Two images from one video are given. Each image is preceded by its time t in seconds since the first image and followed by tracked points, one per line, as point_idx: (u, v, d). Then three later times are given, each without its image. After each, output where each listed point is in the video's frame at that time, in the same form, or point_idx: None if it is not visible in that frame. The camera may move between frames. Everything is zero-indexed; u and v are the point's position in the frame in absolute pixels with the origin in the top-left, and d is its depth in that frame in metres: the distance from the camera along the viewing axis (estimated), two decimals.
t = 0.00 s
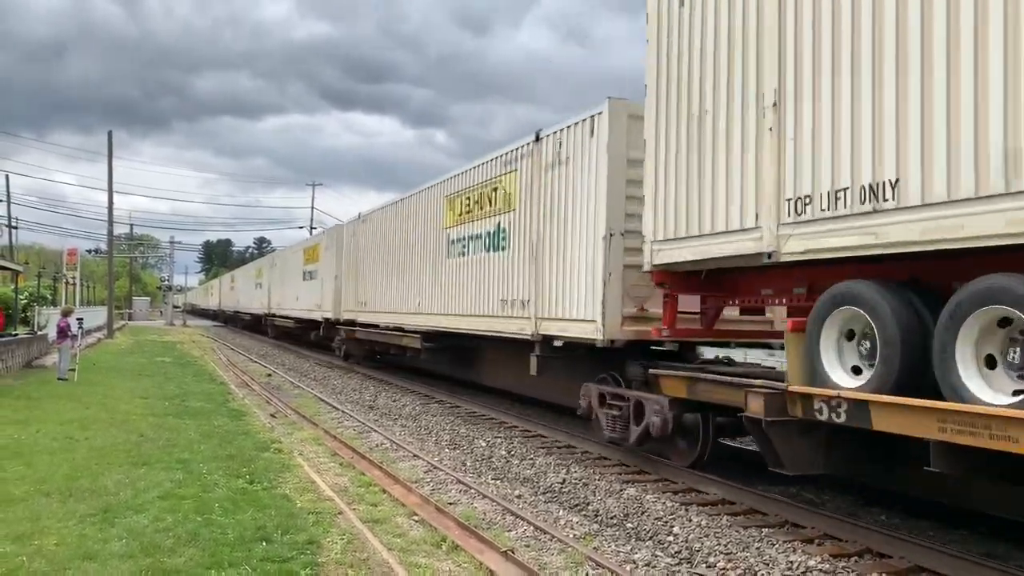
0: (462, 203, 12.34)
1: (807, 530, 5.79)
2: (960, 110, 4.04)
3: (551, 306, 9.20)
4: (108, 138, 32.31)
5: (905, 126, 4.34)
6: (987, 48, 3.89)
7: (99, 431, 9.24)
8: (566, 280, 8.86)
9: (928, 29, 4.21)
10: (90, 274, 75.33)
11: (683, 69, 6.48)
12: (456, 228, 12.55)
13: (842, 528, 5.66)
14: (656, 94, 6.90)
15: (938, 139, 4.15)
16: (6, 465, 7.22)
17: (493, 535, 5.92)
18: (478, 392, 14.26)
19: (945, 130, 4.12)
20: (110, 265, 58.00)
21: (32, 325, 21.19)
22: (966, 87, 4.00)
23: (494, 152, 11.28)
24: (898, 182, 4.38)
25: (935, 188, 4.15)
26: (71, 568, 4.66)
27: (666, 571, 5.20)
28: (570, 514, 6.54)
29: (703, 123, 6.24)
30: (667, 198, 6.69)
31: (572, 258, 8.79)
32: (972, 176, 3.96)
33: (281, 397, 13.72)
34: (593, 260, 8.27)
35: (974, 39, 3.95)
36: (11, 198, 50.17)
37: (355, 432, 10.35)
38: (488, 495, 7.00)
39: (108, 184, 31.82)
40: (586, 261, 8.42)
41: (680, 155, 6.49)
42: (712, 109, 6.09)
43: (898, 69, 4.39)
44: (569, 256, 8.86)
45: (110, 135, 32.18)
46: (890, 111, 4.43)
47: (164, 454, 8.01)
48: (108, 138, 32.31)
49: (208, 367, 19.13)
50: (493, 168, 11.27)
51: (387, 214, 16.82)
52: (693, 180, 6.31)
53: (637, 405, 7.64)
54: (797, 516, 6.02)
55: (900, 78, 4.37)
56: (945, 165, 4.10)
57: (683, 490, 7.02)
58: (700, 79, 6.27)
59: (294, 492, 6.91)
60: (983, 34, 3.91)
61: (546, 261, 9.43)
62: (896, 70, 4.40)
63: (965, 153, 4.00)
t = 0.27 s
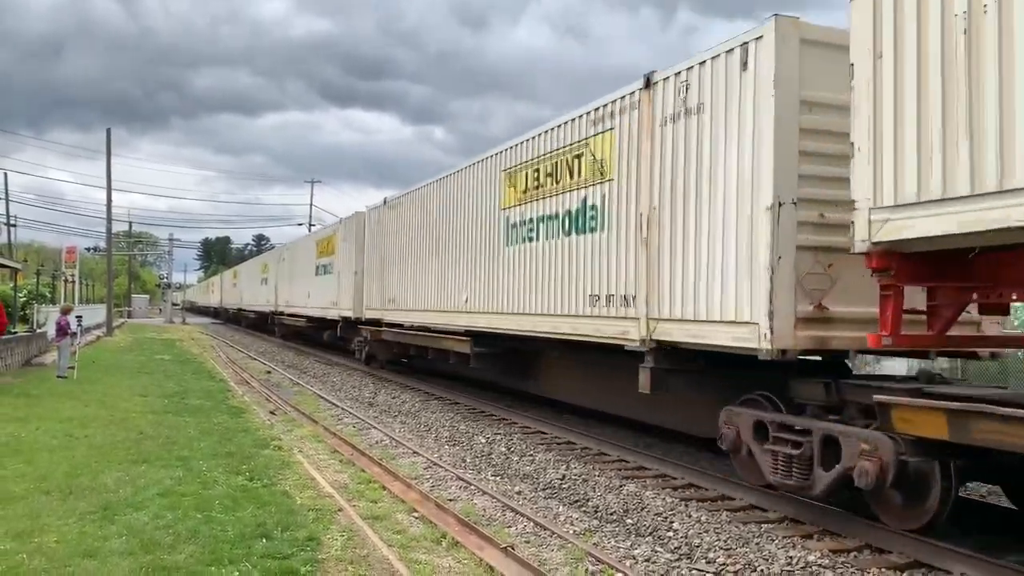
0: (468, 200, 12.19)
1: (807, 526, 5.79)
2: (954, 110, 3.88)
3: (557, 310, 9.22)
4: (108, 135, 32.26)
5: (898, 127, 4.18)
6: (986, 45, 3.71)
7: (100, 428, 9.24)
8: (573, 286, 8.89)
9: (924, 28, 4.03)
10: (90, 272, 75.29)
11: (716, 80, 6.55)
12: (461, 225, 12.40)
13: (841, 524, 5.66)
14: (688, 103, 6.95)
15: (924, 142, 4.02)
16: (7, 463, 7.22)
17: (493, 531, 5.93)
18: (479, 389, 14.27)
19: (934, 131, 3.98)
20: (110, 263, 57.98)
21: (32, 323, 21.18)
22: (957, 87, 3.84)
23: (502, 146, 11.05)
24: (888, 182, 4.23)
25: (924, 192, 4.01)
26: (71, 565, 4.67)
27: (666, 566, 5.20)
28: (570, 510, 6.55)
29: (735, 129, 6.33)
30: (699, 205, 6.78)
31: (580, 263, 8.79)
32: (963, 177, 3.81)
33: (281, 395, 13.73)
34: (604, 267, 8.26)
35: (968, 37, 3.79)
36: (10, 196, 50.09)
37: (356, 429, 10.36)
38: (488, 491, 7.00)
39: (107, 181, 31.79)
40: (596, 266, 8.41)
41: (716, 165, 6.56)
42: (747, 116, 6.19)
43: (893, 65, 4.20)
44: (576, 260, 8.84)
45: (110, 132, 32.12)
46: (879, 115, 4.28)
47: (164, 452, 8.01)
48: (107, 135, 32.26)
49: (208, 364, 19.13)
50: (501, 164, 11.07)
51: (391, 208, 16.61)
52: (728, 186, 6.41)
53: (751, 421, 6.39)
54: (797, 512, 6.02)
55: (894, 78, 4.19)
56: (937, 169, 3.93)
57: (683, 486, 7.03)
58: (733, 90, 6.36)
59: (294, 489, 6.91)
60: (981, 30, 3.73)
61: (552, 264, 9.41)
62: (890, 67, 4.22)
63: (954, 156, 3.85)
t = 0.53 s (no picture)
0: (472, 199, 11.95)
1: (808, 523, 5.79)
2: (1003, 119, 4.25)
3: (573, 307, 8.88)
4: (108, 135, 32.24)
5: (942, 137, 4.56)
6: None
7: (101, 428, 9.25)
8: (590, 282, 8.56)
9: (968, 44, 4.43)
10: (90, 272, 75.33)
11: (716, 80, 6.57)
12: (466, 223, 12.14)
13: (843, 521, 5.66)
14: (689, 105, 6.96)
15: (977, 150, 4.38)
16: (9, 463, 7.22)
17: (495, 529, 5.92)
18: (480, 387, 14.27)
19: (985, 138, 4.34)
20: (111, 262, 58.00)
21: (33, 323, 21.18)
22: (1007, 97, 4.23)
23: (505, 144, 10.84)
24: (940, 189, 4.58)
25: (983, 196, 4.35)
26: (72, 565, 4.67)
27: (667, 564, 5.20)
28: (571, 508, 6.55)
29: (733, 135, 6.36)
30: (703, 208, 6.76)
31: (593, 260, 8.49)
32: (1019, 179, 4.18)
33: (282, 394, 13.73)
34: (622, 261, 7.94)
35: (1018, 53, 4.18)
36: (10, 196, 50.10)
37: (357, 427, 10.37)
38: (490, 490, 7.00)
39: (108, 181, 31.79)
40: (613, 261, 8.12)
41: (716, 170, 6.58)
42: (750, 122, 6.21)
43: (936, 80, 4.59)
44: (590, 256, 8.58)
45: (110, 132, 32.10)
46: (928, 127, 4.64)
47: (165, 451, 8.02)
48: (107, 135, 32.23)
49: (209, 364, 19.13)
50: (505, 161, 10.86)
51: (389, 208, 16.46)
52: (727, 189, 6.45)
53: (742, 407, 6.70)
54: (799, 510, 6.02)
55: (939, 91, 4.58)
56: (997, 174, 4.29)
57: (685, 483, 7.02)
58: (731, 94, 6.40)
59: (296, 488, 6.91)
60: None
61: (564, 261, 9.11)
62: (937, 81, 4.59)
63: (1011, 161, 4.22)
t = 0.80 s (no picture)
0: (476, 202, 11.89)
1: (812, 525, 5.79)
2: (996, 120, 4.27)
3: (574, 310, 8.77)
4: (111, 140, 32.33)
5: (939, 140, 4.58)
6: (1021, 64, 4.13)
7: (106, 433, 9.27)
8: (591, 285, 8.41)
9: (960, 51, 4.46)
10: (94, 276, 75.48)
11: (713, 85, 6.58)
12: (469, 226, 12.09)
13: (847, 523, 5.65)
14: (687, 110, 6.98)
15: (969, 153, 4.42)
16: (14, 468, 7.24)
17: (499, 532, 5.93)
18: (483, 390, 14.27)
19: (977, 139, 4.37)
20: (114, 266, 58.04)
21: (37, 327, 21.21)
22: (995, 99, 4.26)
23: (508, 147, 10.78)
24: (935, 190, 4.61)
25: (977, 197, 4.37)
26: (78, 570, 4.69)
27: (672, 567, 5.20)
28: (575, 511, 6.55)
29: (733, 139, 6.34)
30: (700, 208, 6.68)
31: (591, 262, 8.46)
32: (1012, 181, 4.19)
33: (286, 397, 13.75)
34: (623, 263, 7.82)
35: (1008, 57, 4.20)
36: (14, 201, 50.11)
37: (361, 431, 10.38)
38: (494, 493, 7.01)
39: (111, 186, 31.87)
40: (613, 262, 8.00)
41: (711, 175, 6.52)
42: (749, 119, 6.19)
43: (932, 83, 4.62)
44: (592, 257, 8.45)
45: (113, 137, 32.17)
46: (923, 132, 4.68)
47: (170, 456, 8.04)
48: (110, 140, 32.30)
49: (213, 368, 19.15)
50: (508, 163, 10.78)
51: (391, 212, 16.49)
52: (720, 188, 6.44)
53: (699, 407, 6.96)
54: (803, 512, 6.01)
55: (935, 95, 4.60)
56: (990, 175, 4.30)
57: (688, 486, 7.02)
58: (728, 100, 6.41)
59: (300, 492, 6.92)
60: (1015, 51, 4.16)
61: (566, 263, 9.00)
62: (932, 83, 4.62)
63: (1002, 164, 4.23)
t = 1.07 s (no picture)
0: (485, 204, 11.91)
1: (817, 530, 5.76)
2: (1001, 121, 4.25)
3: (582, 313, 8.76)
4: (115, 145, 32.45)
5: (945, 142, 4.56)
6: None
7: (110, 437, 9.28)
8: (599, 287, 8.41)
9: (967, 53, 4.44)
10: (98, 280, 75.63)
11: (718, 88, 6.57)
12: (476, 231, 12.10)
13: (851, 528, 5.63)
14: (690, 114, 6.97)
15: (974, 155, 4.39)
16: (18, 473, 7.25)
17: (502, 537, 5.92)
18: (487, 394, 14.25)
19: (982, 140, 4.35)
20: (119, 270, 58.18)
21: (42, 331, 21.27)
22: (1001, 101, 4.25)
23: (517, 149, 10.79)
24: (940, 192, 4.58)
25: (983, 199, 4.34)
26: None
27: (676, 572, 5.18)
28: (579, 515, 6.54)
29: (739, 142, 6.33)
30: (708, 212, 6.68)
31: (598, 265, 8.47)
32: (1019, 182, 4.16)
33: (289, 402, 13.75)
34: (631, 265, 7.81)
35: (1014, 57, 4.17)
36: (19, 206, 50.25)
37: (364, 435, 10.37)
38: (497, 497, 7.00)
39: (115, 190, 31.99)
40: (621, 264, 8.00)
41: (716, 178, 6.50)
42: (751, 120, 6.15)
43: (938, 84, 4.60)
44: (600, 260, 8.44)
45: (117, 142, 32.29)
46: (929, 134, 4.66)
47: (173, 460, 8.04)
48: (114, 145, 32.42)
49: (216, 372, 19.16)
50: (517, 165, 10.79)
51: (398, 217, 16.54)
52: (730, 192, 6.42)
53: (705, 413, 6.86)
54: (808, 516, 5.99)
55: (942, 97, 4.58)
56: (996, 176, 4.28)
57: (692, 490, 7.00)
58: (732, 102, 6.39)
59: (303, 497, 6.92)
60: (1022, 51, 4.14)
61: (575, 265, 9.00)
62: (937, 85, 4.60)
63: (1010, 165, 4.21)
